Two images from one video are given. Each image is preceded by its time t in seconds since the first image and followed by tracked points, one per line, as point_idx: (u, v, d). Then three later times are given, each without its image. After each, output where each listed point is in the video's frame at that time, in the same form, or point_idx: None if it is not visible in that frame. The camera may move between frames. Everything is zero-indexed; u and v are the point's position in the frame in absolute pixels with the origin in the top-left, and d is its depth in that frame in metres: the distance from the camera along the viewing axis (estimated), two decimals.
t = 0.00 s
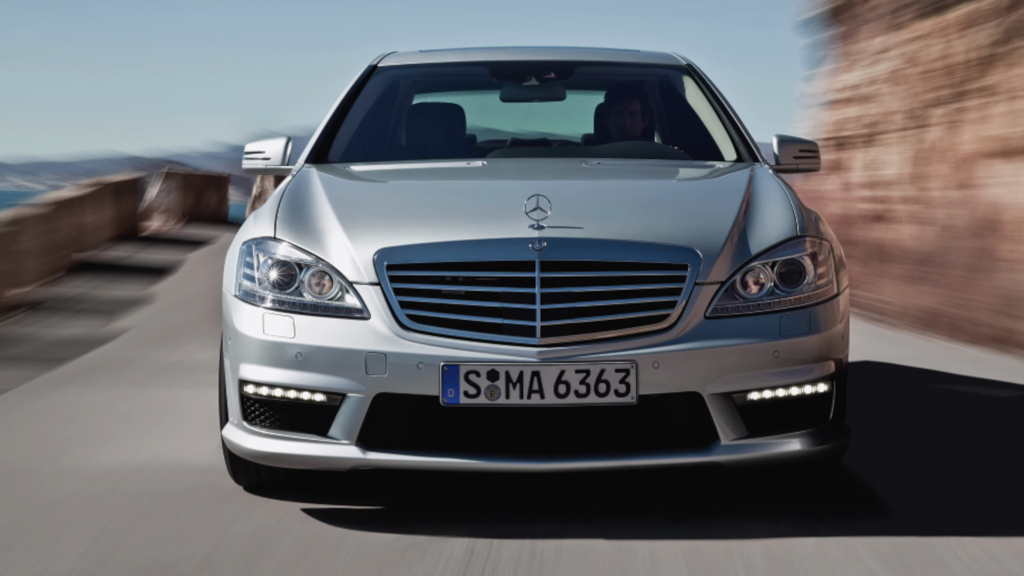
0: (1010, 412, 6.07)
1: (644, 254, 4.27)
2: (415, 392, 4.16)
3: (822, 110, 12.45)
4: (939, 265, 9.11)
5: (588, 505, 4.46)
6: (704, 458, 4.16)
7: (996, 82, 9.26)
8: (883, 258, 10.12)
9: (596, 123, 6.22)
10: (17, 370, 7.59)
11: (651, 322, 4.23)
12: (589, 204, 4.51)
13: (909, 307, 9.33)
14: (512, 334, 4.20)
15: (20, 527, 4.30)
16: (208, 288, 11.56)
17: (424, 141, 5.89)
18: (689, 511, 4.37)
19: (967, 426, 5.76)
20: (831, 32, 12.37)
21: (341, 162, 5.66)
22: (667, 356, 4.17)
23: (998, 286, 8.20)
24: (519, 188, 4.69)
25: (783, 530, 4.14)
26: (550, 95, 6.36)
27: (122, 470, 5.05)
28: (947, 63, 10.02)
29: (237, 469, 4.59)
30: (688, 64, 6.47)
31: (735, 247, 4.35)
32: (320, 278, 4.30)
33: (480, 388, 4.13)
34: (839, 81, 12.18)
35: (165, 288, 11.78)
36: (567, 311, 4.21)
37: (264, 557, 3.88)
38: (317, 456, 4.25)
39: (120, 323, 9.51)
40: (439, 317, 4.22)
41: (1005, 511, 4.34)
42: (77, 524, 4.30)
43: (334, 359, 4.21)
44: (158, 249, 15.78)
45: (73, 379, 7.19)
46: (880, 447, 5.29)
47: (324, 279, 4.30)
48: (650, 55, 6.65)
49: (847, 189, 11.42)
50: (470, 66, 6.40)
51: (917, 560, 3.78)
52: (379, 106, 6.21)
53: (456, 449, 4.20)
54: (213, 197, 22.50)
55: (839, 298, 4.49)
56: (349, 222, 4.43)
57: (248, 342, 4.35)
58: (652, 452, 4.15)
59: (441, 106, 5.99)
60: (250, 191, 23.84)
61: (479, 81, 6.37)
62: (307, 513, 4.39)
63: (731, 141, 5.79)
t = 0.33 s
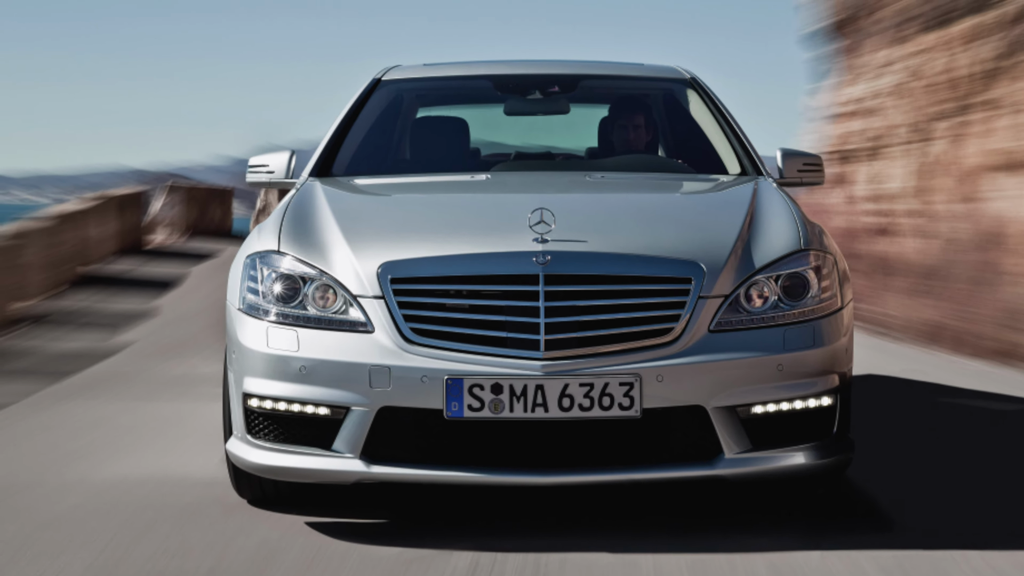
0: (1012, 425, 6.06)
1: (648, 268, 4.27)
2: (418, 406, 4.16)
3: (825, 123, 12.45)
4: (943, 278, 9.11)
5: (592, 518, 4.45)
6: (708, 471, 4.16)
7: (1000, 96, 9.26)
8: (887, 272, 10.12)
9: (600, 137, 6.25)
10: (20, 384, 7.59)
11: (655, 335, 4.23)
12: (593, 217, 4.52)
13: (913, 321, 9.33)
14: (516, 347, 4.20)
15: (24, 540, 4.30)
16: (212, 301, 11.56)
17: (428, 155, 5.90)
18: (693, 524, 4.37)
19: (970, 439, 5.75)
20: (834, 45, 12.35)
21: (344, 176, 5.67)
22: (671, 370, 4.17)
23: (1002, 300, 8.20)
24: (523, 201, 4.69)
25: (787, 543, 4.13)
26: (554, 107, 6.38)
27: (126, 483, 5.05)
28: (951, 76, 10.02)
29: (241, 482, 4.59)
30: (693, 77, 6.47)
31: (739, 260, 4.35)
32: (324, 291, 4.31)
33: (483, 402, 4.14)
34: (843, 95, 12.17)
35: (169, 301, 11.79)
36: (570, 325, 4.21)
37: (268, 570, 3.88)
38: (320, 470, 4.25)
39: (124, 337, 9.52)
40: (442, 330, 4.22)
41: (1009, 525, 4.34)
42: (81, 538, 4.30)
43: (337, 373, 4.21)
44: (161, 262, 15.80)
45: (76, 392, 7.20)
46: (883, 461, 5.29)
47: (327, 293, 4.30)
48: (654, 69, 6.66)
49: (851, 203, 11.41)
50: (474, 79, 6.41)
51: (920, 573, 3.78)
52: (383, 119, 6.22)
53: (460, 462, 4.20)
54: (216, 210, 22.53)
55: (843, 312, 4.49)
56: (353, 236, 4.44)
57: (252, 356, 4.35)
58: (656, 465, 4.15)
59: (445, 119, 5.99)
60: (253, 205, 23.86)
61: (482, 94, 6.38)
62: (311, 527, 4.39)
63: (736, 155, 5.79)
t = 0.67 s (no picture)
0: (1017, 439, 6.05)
1: (652, 281, 4.28)
2: (423, 420, 4.17)
3: (829, 137, 12.45)
4: (947, 292, 9.12)
5: (597, 532, 4.45)
6: (712, 485, 4.16)
7: (1004, 110, 9.26)
8: (891, 286, 10.12)
9: (604, 151, 6.25)
10: (25, 398, 7.60)
11: (658, 349, 4.23)
12: (597, 231, 4.53)
13: (918, 335, 9.34)
14: (520, 361, 4.20)
15: (28, 554, 4.30)
16: (215, 315, 11.57)
17: (432, 169, 5.90)
18: (698, 538, 4.37)
19: (975, 453, 5.75)
20: (838, 59, 12.34)
21: (348, 189, 5.68)
22: (675, 384, 4.17)
23: (1006, 313, 8.20)
24: (527, 215, 4.70)
25: (792, 557, 4.13)
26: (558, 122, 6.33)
27: (130, 497, 5.05)
28: (955, 90, 10.01)
29: (246, 496, 4.59)
30: (697, 91, 6.48)
31: (743, 274, 4.36)
32: (328, 305, 4.32)
33: (488, 416, 4.14)
34: (846, 108, 12.16)
35: (173, 315, 11.80)
36: (575, 338, 4.21)
37: None
38: (324, 483, 4.25)
39: (128, 351, 9.53)
40: (447, 344, 4.23)
41: (1013, 538, 4.34)
42: (86, 552, 4.30)
43: (342, 387, 4.22)
44: (165, 276, 15.82)
45: (80, 406, 7.21)
46: (887, 475, 5.28)
47: (332, 306, 4.31)
48: (658, 83, 6.67)
49: (855, 217, 11.41)
50: (478, 93, 6.42)
51: None
52: (387, 133, 6.24)
53: (464, 476, 4.20)
54: (221, 224, 22.56)
55: (847, 326, 4.49)
56: (358, 249, 4.45)
57: (256, 369, 4.36)
58: (660, 479, 4.14)
59: (449, 133, 6.01)
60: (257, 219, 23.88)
61: (485, 109, 6.39)
62: (316, 540, 4.39)
63: (740, 169, 5.80)
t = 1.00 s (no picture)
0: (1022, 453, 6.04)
1: (657, 295, 4.28)
2: (426, 434, 4.17)
3: (832, 151, 12.44)
4: (951, 306, 9.12)
5: (602, 546, 4.45)
6: (716, 499, 4.15)
7: (1008, 124, 9.27)
8: (895, 299, 10.12)
9: (608, 165, 6.25)
10: (29, 411, 7.60)
11: (663, 363, 4.23)
12: (602, 245, 4.53)
13: (922, 349, 9.34)
14: (524, 375, 4.20)
15: (32, 568, 4.31)
16: (219, 329, 11.57)
17: (436, 183, 5.91)
18: (701, 551, 4.36)
19: (979, 467, 5.74)
20: (842, 73, 12.34)
21: (352, 204, 5.69)
22: (679, 398, 4.17)
23: (1011, 327, 8.19)
24: (531, 229, 4.71)
25: (796, 571, 4.12)
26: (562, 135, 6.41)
27: (134, 511, 5.05)
28: (959, 104, 10.01)
29: (250, 510, 4.60)
30: (701, 105, 6.49)
31: (747, 287, 4.36)
32: (332, 318, 4.32)
33: (492, 430, 4.14)
34: (850, 122, 12.14)
35: (177, 329, 11.80)
36: (579, 352, 4.21)
37: None
38: (328, 497, 4.25)
39: (132, 365, 9.53)
40: (451, 358, 4.23)
41: (1017, 553, 4.33)
42: (90, 565, 4.31)
43: (346, 401, 4.22)
44: (170, 290, 15.83)
45: (84, 420, 7.21)
46: (891, 489, 5.27)
47: (336, 320, 4.32)
48: (661, 96, 6.68)
49: (859, 231, 11.41)
50: (482, 107, 6.44)
51: None
52: (391, 147, 6.25)
53: (468, 490, 4.20)
54: (224, 238, 22.59)
55: (851, 339, 4.49)
56: (362, 263, 4.46)
57: (260, 383, 4.36)
58: (664, 493, 4.14)
59: (452, 147, 6.02)
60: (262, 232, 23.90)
61: (490, 122, 6.40)
62: (320, 554, 4.39)
63: (744, 183, 5.80)
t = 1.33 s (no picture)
0: None
1: (661, 308, 4.28)
2: (430, 447, 4.17)
3: (836, 163, 12.44)
4: (955, 319, 9.13)
5: (606, 559, 4.45)
6: (720, 512, 4.15)
7: (1013, 137, 9.27)
8: (900, 313, 10.14)
9: (612, 178, 6.26)
10: (33, 425, 7.61)
11: (667, 376, 4.23)
12: (606, 258, 4.53)
13: (927, 362, 9.36)
14: (528, 388, 4.20)
15: None
16: (223, 342, 11.58)
17: (440, 196, 5.92)
18: (706, 564, 4.36)
19: (983, 480, 5.73)
20: (846, 86, 12.33)
21: (356, 217, 5.69)
22: (683, 411, 4.17)
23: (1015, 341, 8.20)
24: (535, 242, 4.71)
25: None
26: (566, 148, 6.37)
27: (138, 524, 5.05)
28: (962, 117, 10.01)
29: (254, 523, 4.60)
30: (704, 118, 6.49)
31: (751, 300, 4.36)
32: (336, 331, 4.33)
33: (496, 443, 4.14)
34: (854, 135, 12.13)
35: (181, 342, 11.81)
36: (583, 365, 4.21)
37: None
38: (332, 510, 4.25)
39: (136, 378, 9.53)
40: (454, 371, 4.23)
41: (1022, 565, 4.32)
42: None
43: (349, 414, 4.22)
44: (174, 303, 15.85)
45: (89, 433, 7.22)
46: (895, 502, 5.27)
47: (339, 333, 4.32)
48: (665, 109, 6.69)
49: (863, 244, 11.41)
50: (487, 120, 6.45)
51: None
52: (395, 160, 6.26)
53: (472, 503, 4.19)
54: (228, 251, 22.60)
55: (855, 352, 4.49)
56: (366, 276, 4.46)
57: (264, 397, 4.37)
58: (668, 506, 4.14)
59: (458, 160, 6.03)
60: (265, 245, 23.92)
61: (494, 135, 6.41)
62: (323, 567, 4.38)
63: (747, 196, 5.81)
